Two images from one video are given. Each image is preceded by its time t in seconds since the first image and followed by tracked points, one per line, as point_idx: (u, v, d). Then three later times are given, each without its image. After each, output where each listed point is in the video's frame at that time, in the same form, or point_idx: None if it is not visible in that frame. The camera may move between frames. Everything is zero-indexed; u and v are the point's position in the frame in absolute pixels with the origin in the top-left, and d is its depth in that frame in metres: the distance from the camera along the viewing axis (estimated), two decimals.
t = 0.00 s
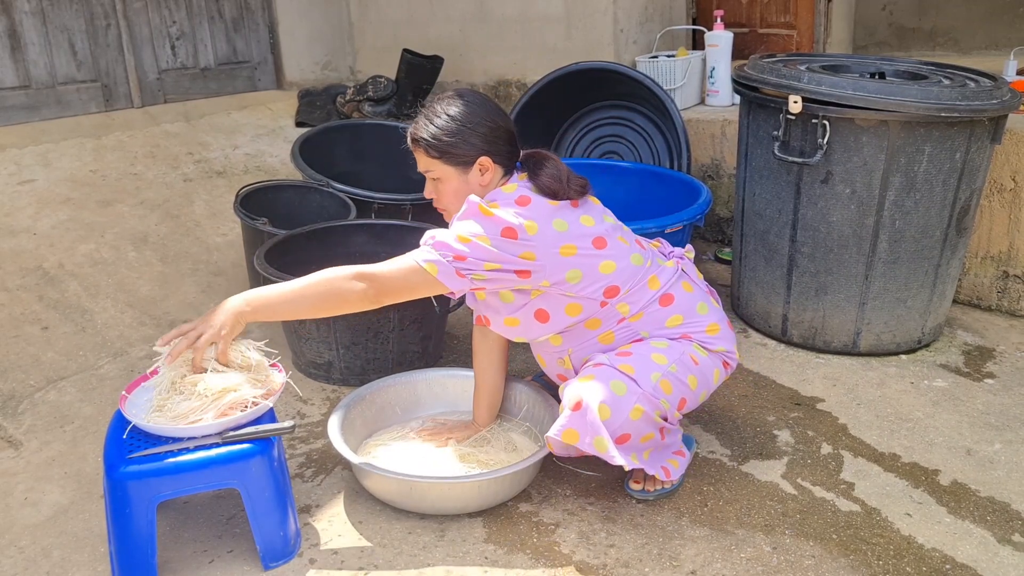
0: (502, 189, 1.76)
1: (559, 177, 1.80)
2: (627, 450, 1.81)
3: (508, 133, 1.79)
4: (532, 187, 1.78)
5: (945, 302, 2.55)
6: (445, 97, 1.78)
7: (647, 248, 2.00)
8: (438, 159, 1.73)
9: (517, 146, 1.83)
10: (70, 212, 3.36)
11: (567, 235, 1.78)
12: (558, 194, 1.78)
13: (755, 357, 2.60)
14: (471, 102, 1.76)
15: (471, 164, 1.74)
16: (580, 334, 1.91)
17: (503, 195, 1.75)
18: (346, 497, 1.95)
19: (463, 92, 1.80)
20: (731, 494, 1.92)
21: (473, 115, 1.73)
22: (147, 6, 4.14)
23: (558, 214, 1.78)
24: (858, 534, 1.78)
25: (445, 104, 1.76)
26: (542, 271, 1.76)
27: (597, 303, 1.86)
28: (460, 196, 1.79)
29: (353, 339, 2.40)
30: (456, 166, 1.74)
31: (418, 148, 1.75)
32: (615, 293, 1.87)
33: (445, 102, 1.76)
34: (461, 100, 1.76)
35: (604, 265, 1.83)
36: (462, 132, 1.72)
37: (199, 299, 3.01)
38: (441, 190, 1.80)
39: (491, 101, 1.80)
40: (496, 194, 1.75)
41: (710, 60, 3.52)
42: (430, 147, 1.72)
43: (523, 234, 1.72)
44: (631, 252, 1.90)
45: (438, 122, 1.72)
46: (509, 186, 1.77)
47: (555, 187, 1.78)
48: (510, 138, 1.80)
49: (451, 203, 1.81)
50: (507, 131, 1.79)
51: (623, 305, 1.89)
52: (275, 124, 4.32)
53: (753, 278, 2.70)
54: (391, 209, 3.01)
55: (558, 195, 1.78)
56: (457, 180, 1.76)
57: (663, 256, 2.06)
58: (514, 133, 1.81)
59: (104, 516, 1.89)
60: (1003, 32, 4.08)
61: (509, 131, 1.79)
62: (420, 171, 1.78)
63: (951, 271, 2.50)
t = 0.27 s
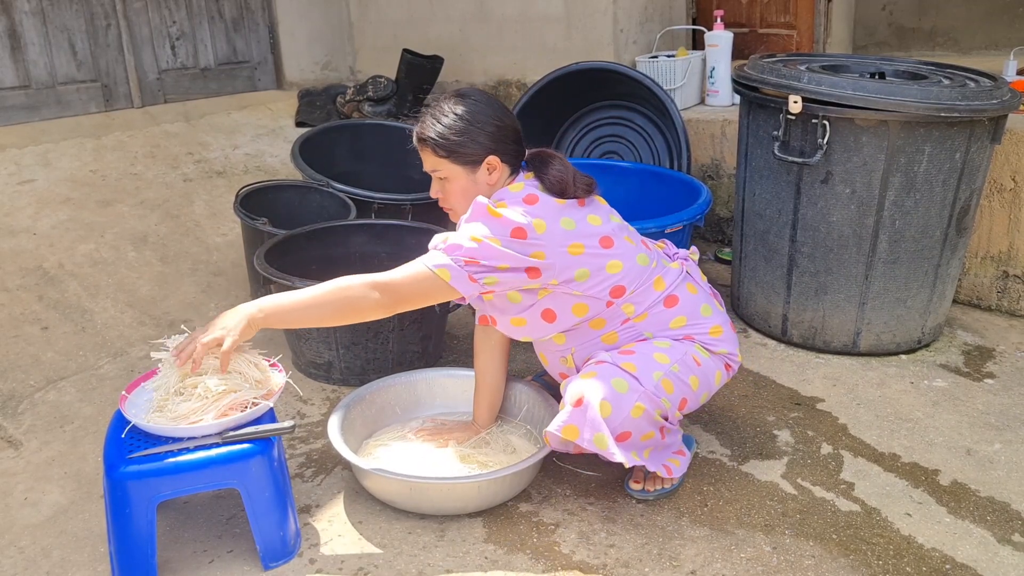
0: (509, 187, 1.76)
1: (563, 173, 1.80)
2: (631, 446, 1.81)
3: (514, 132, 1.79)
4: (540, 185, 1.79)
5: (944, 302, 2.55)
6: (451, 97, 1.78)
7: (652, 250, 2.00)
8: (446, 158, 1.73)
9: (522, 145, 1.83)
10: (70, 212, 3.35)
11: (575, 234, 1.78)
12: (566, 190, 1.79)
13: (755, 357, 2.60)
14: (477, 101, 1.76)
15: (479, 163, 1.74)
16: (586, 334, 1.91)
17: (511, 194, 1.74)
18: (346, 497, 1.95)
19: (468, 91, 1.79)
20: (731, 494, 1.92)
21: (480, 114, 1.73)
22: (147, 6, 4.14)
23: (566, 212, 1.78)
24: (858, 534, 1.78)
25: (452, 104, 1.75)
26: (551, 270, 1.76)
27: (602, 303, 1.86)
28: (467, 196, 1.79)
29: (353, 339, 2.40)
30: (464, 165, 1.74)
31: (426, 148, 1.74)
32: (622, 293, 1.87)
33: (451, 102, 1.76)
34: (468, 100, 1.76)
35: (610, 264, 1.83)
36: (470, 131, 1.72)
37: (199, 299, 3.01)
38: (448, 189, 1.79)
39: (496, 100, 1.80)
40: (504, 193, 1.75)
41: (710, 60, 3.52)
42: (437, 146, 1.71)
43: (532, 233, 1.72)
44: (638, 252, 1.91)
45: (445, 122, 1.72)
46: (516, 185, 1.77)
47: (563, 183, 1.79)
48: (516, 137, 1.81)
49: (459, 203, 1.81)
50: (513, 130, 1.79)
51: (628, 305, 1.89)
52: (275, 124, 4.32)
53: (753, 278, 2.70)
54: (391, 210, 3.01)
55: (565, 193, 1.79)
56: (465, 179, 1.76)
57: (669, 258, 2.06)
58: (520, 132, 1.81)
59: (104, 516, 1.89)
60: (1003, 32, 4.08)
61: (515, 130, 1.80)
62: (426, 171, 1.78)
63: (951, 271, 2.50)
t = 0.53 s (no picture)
0: (521, 186, 1.77)
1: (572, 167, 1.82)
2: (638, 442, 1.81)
3: (529, 128, 1.80)
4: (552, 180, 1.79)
5: (945, 302, 2.55)
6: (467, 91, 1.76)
7: (661, 251, 2.00)
8: (466, 152, 1.71)
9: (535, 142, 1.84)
10: (70, 212, 3.35)
11: (585, 236, 1.78)
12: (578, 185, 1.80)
13: (755, 357, 2.60)
14: (495, 96, 1.76)
15: (498, 159, 1.74)
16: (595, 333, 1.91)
17: (524, 192, 1.75)
18: (346, 497, 1.94)
19: (482, 85, 1.78)
20: (731, 494, 1.92)
21: (498, 109, 1.73)
22: (147, 6, 4.14)
23: (577, 212, 1.78)
24: (858, 534, 1.78)
25: (470, 97, 1.74)
26: (561, 271, 1.75)
27: (611, 302, 1.86)
28: (482, 191, 1.78)
29: (353, 339, 2.40)
30: (483, 160, 1.73)
31: (443, 141, 1.71)
32: (631, 293, 1.87)
33: (469, 96, 1.75)
34: (484, 94, 1.75)
35: (620, 264, 1.83)
36: (491, 126, 1.71)
37: (199, 299, 3.01)
38: (463, 184, 1.77)
39: (509, 95, 1.80)
40: (515, 192, 1.76)
41: (710, 60, 3.52)
42: (458, 140, 1.70)
43: (543, 236, 1.71)
44: (648, 253, 1.90)
45: (464, 116, 1.70)
46: (529, 182, 1.77)
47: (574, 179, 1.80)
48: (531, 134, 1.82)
49: (472, 198, 1.80)
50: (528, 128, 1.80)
51: (636, 305, 1.89)
52: (275, 124, 4.32)
53: (753, 278, 2.70)
54: (391, 209, 3.01)
55: (576, 189, 1.80)
56: (482, 174, 1.76)
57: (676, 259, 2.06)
58: (534, 128, 1.82)
59: (104, 516, 1.89)
60: (1003, 32, 4.08)
61: (529, 126, 1.80)
62: (441, 164, 1.75)
63: (951, 271, 2.50)
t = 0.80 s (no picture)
0: (541, 176, 1.75)
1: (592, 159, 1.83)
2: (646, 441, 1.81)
3: (549, 119, 1.79)
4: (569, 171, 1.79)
5: (945, 302, 2.55)
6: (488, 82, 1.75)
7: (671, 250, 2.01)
8: (488, 140, 1.70)
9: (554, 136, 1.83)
10: (70, 212, 3.36)
11: (604, 229, 1.78)
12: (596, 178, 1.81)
13: (755, 357, 2.60)
14: (516, 87, 1.75)
15: (520, 148, 1.73)
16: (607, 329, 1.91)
17: (544, 183, 1.74)
18: (346, 497, 1.95)
19: (501, 76, 1.77)
20: (731, 494, 1.92)
21: (519, 99, 1.72)
22: (147, 6, 4.14)
23: (596, 203, 1.79)
24: (858, 534, 1.78)
25: (492, 87, 1.73)
26: (582, 262, 1.75)
27: (624, 298, 1.86)
28: (503, 181, 1.76)
29: (353, 339, 2.40)
30: (505, 149, 1.71)
31: (464, 130, 1.70)
32: (644, 290, 1.88)
33: (490, 86, 1.74)
34: (504, 84, 1.74)
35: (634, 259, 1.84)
36: (512, 115, 1.70)
37: (199, 299, 3.01)
38: (483, 173, 1.75)
39: (528, 87, 1.79)
40: (535, 181, 1.74)
41: (710, 60, 3.52)
42: (480, 128, 1.68)
43: (566, 226, 1.71)
44: (661, 250, 1.91)
45: (486, 105, 1.69)
46: (549, 172, 1.76)
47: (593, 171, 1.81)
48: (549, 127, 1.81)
49: (492, 188, 1.77)
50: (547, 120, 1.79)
51: (648, 303, 1.90)
52: (275, 125, 4.32)
53: (753, 278, 2.70)
54: (391, 210, 3.01)
55: (593, 180, 1.81)
56: (504, 163, 1.74)
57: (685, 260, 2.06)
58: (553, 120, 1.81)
59: (104, 516, 1.89)
60: (1004, 32, 4.08)
61: (549, 117, 1.79)
62: (461, 152, 1.73)
63: (952, 271, 2.50)
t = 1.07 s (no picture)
0: (571, 169, 1.72)
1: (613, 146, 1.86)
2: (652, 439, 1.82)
3: (556, 101, 1.72)
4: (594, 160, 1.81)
5: (945, 302, 2.55)
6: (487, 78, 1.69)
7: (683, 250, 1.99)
8: (498, 136, 1.63)
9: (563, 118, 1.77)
10: (70, 212, 3.36)
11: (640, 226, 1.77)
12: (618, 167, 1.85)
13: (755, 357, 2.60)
14: (517, 76, 1.68)
15: (532, 137, 1.66)
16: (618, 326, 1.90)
17: (577, 175, 1.71)
18: (346, 497, 1.95)
19: (501, 68, 1.71)
20: (731, 494, 1.92)
21: (523, 88, 1.65)
22: (147, 6, 4.14)
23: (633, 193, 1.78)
24: (858, 534, 1.78)
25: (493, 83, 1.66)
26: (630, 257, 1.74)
27: (641, 295, 1.86)
28: (520, 173, 1.70)
29: (353, 339, 2.40)
30: (517, 141, 1.65)
31: (473, 132, 1.64)
32: (659, 289, 1.87)
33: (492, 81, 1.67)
34: (505, 76, 1.68)
35: (656, 256, 1.84)
36: (518, 106, 1.63)
37: (199, 299, 3.01)
38: (501, 172, 1.69)
39: (530, 73, 1.72)
40: (565, 174, 1.71)
41: (710, 60, 3.52)
42: (488, 126, 1.62)
43: (620, 227, 1.68)
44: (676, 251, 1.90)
45: (490, 101, 1.63)
46: (577, 166, 1.73)
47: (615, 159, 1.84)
48: (558, 108, 1.74)
49: (511, 182, 1.71)
50: (554, 99, 1.71)
51: (661, 303, 1.89)
52: (275, 124, 4.32)
53: (753, 278, 2.70)
54: (391, 210, 3.01)
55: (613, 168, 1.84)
56: (518, 156, 1.67)
57: (694, 263, 2.04)
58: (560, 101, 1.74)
59: (104, 516, 1.89)
60: (1003, 32, 4.08)
61: (556, 100, 1.72)
62: (473, 154, 1.67)
63: (951, 271, 2.50)
